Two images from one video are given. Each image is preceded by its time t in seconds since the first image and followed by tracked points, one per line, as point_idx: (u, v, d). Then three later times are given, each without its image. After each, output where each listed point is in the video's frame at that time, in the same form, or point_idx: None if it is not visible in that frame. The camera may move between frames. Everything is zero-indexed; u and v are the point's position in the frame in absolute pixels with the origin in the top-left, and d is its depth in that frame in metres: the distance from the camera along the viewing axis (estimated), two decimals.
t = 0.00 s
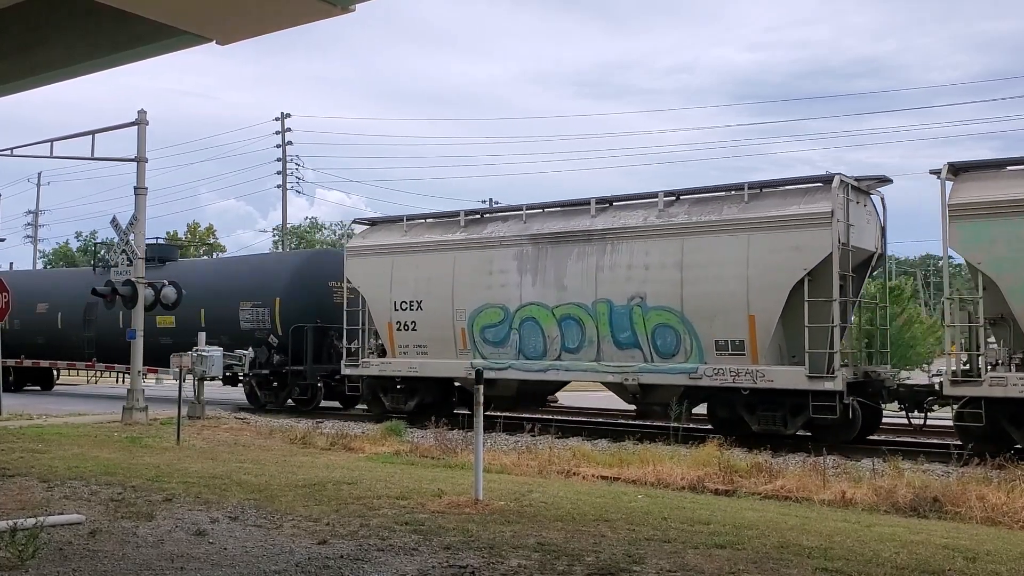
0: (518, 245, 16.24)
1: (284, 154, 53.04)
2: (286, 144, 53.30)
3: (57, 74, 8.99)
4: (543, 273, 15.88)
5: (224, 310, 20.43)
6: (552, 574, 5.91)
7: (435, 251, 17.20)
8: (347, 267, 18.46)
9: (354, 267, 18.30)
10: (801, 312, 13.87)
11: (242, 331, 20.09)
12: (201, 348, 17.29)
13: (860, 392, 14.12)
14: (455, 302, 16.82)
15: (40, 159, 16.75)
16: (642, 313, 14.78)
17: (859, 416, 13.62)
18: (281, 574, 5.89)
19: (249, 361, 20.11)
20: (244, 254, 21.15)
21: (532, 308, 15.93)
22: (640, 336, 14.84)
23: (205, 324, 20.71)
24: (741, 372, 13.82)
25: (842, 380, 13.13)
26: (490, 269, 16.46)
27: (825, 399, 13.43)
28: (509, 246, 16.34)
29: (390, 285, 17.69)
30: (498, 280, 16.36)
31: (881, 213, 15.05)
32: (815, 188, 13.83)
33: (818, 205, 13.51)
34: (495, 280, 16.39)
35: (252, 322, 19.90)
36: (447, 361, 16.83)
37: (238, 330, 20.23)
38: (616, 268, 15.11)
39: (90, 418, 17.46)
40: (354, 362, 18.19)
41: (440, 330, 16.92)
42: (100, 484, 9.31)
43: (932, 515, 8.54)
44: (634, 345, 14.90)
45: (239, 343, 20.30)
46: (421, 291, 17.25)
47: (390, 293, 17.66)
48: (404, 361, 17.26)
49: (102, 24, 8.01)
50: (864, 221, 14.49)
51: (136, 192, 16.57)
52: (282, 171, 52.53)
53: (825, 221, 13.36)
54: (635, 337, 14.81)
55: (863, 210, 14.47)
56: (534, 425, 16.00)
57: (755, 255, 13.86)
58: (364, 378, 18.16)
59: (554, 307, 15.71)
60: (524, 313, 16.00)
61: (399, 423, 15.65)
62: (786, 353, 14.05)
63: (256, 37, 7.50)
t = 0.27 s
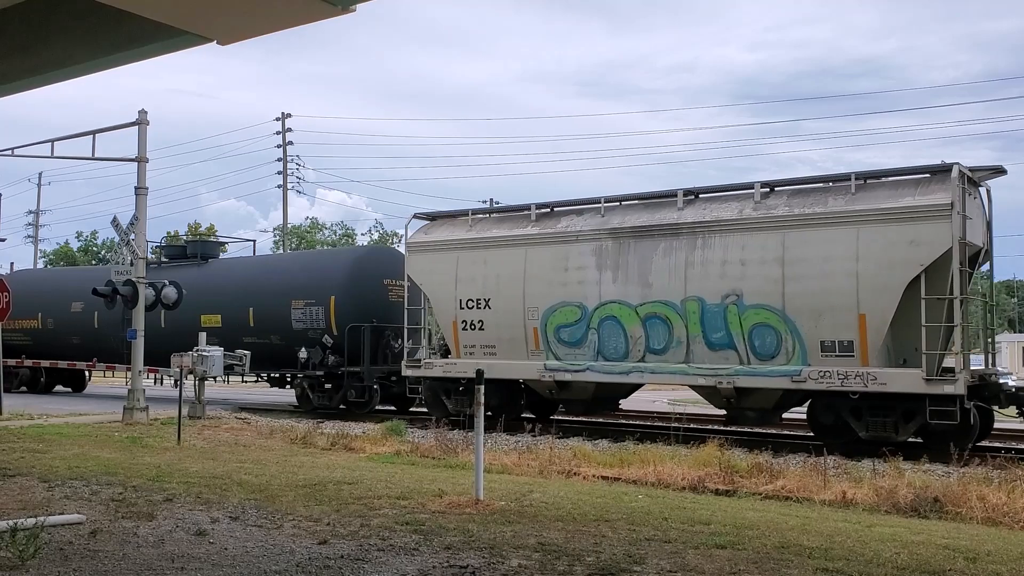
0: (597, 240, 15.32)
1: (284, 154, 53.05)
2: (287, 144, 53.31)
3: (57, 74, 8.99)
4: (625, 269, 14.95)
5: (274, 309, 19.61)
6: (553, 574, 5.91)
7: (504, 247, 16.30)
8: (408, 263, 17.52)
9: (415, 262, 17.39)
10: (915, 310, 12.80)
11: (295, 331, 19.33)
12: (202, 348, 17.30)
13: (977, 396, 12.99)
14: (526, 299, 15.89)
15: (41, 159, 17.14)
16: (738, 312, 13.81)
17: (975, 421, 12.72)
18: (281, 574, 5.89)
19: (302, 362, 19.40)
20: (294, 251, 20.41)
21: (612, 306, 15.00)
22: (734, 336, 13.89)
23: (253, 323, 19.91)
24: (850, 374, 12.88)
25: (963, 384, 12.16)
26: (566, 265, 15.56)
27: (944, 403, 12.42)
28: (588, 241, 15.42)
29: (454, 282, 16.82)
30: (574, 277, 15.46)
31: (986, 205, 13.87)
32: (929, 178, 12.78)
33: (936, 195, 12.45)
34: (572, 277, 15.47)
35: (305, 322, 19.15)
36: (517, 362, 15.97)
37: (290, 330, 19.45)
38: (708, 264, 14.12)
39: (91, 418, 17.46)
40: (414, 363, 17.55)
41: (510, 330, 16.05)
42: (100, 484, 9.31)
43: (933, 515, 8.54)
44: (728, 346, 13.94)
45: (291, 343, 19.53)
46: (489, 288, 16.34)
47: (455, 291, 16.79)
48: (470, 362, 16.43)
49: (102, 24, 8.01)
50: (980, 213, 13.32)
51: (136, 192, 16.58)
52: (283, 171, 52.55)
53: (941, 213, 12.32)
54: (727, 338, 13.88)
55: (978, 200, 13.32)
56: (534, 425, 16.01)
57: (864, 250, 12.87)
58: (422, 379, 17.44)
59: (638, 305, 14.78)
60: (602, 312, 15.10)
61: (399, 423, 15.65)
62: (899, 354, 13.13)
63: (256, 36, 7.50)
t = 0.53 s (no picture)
0: (674, 235, 14.81)
1: (284, 154, 53.09)
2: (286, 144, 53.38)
3: (58, 73, 8.99)
4: (706, 266, 14.42)
5: (319, 308, 19.12)
6: (553, 574, 5.92)
7: (572, 243, 15.80)
8: (467, 260, 17.02)
9: (473, 259, 16.90)
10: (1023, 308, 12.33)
11: (344, 331, 18.79)
12: (201, 348, 17.31)
13: None
14: (596, 297, 15.34)
15: (41, 160, 17.05)
16: (832, 311, 13.23)
17: None
18: (281, 574, 5.89)
19: (352, 363, 18.79)
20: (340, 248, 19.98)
21: (693, 305, 14.40)
22: (829, 336, 13.27)
23: (299, 322, 19.43)
24: (957, 376, 12.13)
25: None
26: (642, 261, 15.02)
27: None
28: (664, 236, 14.90)
29: (518, 279, 16.27)
30: (650, 274, 14.92)
31: None
32: None
33: None
34: (647, 274, 14.94)
35: (355, 322, 18.59)
36: (587, 364, 15.29)
37: (338, 330, 18.95)
38: (800, 259, 13.61)
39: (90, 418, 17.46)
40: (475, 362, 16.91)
41: (578, 329, 15.47)
42: (100, 483, 9.32)
43: (932, 515, 8.55)
44: (822, 346, 13.31)
45: (339, 343, 19.02)
46: (555, 285, 15.82)
47: (518, 289, 16.22)
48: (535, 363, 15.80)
49: (103, 24, 8.02)
50: None
51: (136, 192, 16.58)
52: (283, 171, 52.58)
53: None
54: (822, 336, 13.27)
55: None
56: (534, 425, 16.04)
57: (972, 245, 12.32)
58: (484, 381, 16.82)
59: (722, 304, 14.19)
60: (681, 311, 14.49)
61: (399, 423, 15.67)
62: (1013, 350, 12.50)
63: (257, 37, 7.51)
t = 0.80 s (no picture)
0: (763, 229, 14.06)
1: (284, 155, 53.11)
2: (287, 144, 53.40)
3: (58, 73, 9.00)
4: (798, 261, 13.68)
5: (370, 307, 18.51)
6: (552, 574, 5.92)
7: (647, 237, 15.03)
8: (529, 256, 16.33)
9: (537, 255, 16.21)
10: None
11: (397, 331, 18.22)
12: (201, 348, 17.31)
13: None
14: (674, 296, 14.62)
15: (40, 159, 17.37)
16: (939, 310, 12.48)
17: None
18: (281, 574, 5.90)
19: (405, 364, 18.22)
20: (388, 245, 19.38)
21: (783, 304, 13.68)
22: (934, 337, 12.54)
23: (348, 322, 18.80)
24: None
25: None
26: (724, 258, 14.28)
27: None
28: (750, 230, 14.15)
29: (586, 276, 15.56)
30: (734, 271, 14.17)
31: None
32: None
33: None
34: (731, 270, 14.19)
35: (408, 321, 18.04)
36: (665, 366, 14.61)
37: (391, 330, 18.37)
38: (901, 255, 12.85)
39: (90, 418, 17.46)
40: (539, 364, 15.89)
41: (652, 328, 14.74)
42: (100, 484, 9.32)
43: (933, 515, 8.54)
44: (927, 347, 12.57)
45: (392, 343, 18.44)
46: (627, 283, 15.12)
47: (587, 286, 15.52)
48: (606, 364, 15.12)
49: (103, 24, 8.02)
50: None
51: (136, 192, 16.58)
52: (284, 172, 52.60)
53: None
54: (929, 336, 12.52)
55: None
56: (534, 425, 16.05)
57: None
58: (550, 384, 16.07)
59: (815, 303, 13.46)
60: (769, 310, 13.79)
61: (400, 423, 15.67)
62: None
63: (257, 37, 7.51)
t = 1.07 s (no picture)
0: (860, 223, 13.44)
1: (284, 155, 53.11)
2: (287, 145, 53.38)
3: (58, 73, 8.99)
4: (899, 258, 13.05)
5: (426, 306, 17.91)
6: (553, 574, 5.92)
7: (731, 233, 14.43)
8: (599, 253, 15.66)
9: (608, 253, 15.56)
10: None
11: (454, 331, 17.64)
12: (201, 348, 17.31)
13: None
14: (764, 294, 14.00)
15: (40, 159, 17.37)
16: None
17: None
18: (281, 574, 5.90)
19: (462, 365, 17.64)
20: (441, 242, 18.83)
21: (883, 302, 13.07)
22: None
23: (401, 322, 18.18)
24: None
25: None
26: (818, 254, 13.66)
27: None
28: (847, 224, 13.51)
29: (664, 274, 14.92)
30: (829, 268, 13.54)
31: None
32: None
33: None
34: (826, 267, 13.57)
35: (467, 320, 17.47)
36: (754, 367, 14.00)
37: (448, 329, 17.79)
38: (1014, 250, 12.25)
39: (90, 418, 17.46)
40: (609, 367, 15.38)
41: (737, 329, 14.15)
42: (100, 484, 9.33)
43: (933, 515, 8.54)
44: None
45: (449, 343, 17.86)
46: (711, 280, 14.49)
47: (666, 284, 14.86)
48: (685, 367, 14.49)
49: (103, 24, 8.01)
50: None
51: (136, 192, 16.58)
52: (284, 172, 52.58)
53: None
54: None
55: None
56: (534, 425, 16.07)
57: None
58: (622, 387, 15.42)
59: (918, 301, 12.85)
60: (868, 309, 13.17)
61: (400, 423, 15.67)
62: None
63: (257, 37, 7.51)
